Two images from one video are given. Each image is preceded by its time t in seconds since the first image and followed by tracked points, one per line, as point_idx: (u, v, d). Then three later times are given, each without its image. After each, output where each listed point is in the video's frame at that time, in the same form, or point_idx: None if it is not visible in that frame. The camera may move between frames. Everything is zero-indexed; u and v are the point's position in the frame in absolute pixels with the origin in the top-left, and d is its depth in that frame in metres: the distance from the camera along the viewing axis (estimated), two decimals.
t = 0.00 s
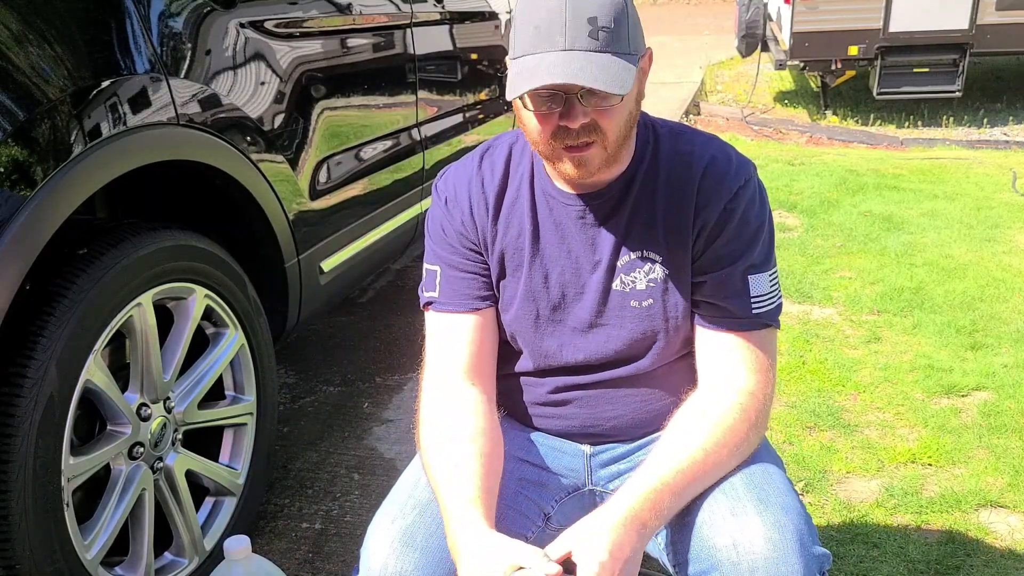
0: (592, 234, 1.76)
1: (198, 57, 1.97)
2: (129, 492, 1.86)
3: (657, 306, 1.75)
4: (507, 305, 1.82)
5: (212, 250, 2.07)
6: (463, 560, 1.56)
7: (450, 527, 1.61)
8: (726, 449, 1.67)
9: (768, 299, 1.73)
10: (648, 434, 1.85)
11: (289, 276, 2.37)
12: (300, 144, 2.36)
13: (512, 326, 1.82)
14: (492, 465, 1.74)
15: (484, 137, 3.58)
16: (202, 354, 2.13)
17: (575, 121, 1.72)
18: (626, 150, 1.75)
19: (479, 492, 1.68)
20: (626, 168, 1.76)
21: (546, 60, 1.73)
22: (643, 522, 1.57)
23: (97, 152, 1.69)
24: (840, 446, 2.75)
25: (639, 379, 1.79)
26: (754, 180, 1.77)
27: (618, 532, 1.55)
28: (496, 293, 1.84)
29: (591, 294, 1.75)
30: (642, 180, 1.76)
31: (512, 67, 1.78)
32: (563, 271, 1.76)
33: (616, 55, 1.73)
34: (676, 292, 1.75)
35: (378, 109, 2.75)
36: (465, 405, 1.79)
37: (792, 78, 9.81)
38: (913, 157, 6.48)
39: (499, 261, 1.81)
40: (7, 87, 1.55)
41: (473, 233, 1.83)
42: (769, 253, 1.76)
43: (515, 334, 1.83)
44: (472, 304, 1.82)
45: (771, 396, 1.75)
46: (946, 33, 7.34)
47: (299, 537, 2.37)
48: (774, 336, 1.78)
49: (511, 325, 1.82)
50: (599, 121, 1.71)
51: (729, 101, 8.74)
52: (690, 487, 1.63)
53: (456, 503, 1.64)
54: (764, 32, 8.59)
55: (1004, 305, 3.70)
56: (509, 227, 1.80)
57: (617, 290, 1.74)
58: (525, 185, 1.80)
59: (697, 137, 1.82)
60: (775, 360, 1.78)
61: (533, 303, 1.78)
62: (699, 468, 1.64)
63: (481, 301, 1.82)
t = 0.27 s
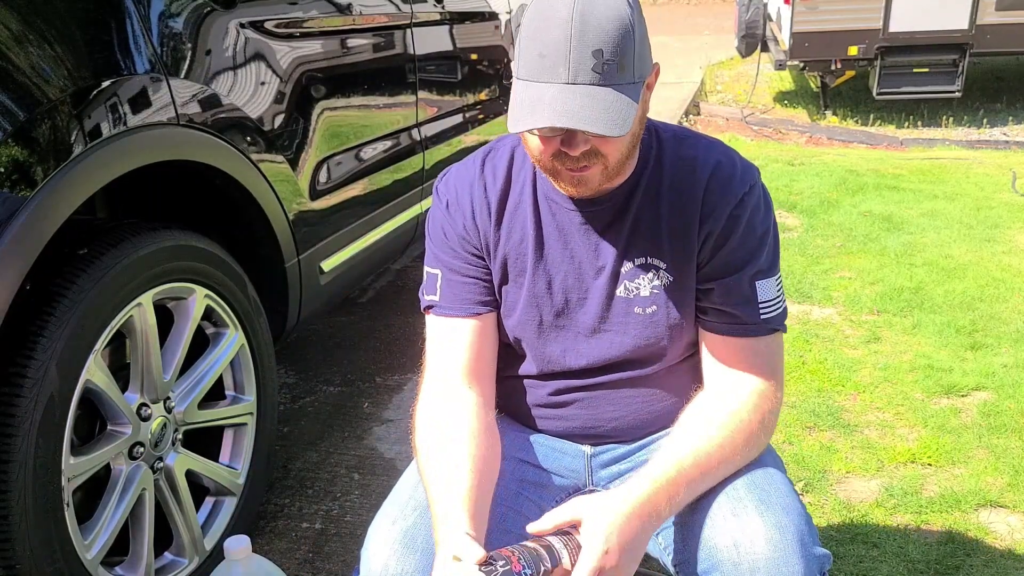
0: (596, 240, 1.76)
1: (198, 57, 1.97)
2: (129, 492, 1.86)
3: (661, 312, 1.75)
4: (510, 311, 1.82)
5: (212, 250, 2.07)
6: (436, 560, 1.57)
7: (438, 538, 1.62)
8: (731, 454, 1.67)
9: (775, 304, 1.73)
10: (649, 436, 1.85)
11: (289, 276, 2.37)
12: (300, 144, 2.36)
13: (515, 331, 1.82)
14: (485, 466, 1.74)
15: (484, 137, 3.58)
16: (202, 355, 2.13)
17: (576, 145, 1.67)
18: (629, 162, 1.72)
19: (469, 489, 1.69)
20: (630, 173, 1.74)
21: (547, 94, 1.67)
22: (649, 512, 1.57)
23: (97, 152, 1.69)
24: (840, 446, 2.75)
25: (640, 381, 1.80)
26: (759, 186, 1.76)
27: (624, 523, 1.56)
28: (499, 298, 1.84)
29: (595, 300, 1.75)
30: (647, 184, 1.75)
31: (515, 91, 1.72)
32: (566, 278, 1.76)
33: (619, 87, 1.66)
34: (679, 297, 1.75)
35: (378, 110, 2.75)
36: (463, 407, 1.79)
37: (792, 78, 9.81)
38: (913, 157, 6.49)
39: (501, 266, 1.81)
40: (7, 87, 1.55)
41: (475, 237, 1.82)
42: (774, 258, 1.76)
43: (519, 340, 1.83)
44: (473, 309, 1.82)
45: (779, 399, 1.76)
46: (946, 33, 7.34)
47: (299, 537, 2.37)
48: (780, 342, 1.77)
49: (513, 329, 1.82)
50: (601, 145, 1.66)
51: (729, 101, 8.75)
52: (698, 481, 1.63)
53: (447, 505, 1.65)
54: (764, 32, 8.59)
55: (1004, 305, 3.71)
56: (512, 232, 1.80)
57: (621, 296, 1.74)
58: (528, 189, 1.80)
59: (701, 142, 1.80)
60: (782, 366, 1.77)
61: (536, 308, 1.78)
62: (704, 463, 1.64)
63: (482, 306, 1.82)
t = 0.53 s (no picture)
0: (597, 241, 1.76)
1: (198, 57, 1.97)
2: (129, 492, 1.86)
3: (662, 313, 1.75)
4: (510, 311, 1.82)
5: (212, 250, 2.07)
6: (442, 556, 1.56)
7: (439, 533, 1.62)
8: (731, 454, 1.67)
9: (779, 305, 1.73)
10: (650, 436, 1.85)
11: (289, 276, 2.37)
12: (300, 144, 2.36)
13: (515, 331, 1.82)
14: (484, 463, 1.75)
15: (484, 137, 3.58)
16: (202, 355, 2.13)
17: (578, 150, 1.67)
18: (631, 165, 1.72)
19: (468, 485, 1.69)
20: (632, 176, 1.74)
21: (551, 97, 1.67)
22: (635, 501, 1.57)
23: (97, 152, 1.69)
24: (840, 446, 2.75)
25: (641, 382, 1.80)
26: (761, 187, 1.77)
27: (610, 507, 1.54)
28: (499, 299, 1.84)
29: (596, 300, 1.75)
30: (649, 185, 1.75)
31: (518, 93, 1.72)
32: (567, 278, 1.76)
33: (622, 93, 1.66)
34: (681, 297, 1.75)
35: (378, 110, 2.75)
36: (462, 406, 1.79)
37: (792, 78, 9.81)
38: (913, 157, 6.49)
39: (501, 266, 1.81)
40: (7, 87, 1.55)
41: (475, 238, 1.82)
42: (777, 259, 1.76)
43: (519, 340, 1.83)
44: (472, 309, 1.82)
45: (783, 402, 1.76)
46: (946, 33, 7.34)
47: (299, 537, 2.37)
48: (783, 343, 1.77)
49: (513, 330, 1.82)
50: (602, 151, 1.66)
51: (729, 101, 8.75)
52: (696, 480, 1.64)
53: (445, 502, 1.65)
54: (764, 32, 8.59)
55: (1004, 305, 3.71)
56: (512, 232, 1.80)
57: (623, 297, 1.74)
58: (529, 189, 1.80)
59: (703, 142, 1.80)
60: (785, 367, 1.77)
61: (537, 309, 1.78)
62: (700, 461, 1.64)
63: (481, 306, 1.82)
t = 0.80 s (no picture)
0: (595, 237, 1.76)
1: (198, 57, 1.97)
2: (129, 492, 1.86)
3: (660, 310, 1.74)
4: (509, 307, 1.82)
5: (212, 250, 2.07)
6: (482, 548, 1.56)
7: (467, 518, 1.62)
8: (729, 450, 1.67)
9: (777, 303, 1.73)
10: (649, 434, 1.85)
11: (289, 276, 2.37)
12: (300, 144, 2.36)
13: (513, 328, 1.82)
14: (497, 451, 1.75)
15: (484, 137, 3.58)
16: (202, 354, 2.13)
17: (577, 146, 1.67)
18: (630, 162, 1.72)
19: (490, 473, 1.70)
20: (631, 172, 1.74)
21: (549, 90, 1.67)
22: (635, 501, 1.57)
23: (97, 152, 1.69)
24: (840, 446, 2.75)
25: (640, 380, 1.80)
26: (760, 185, 1.77)
27: (608, 507, 1.54)
28: (497, 295, 1.84)
29: (594, 297, 1.75)
30: (648, 181, 1.74)
31: (516, 88, 1.72)
32: (565, 275, 1.76)
33: (620, 85, 1.67)
34: (679, 294, 1.75)
35: (378, 109, 2.75)
36: (463, 401, 1.79)
37: (792, 78, 9.81)
38: (913, 157, 6.49)
39: (499, 262, 1.81)
40: (7, 87, 1.55)
41: (473, 234, 1.82)
42: (776, 257, 1.76)
43: (517, 337, 1.83)
44: (471, 305, 1.82)
45: (780, 399, 1.76)
46: (946, 33, 7.34)
47: (299, 537, 2.37)
48: (782, 341, 1.77)
49: (511, 326, 1.82)
50: (603, 144, 1.66)
51: (729, 101, 8.75)
52: (695, 477, 1.64)
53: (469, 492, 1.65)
54: (764, 32, 8.59)
55: (1004, 305, 3.71)
56: (510, 228, 1.80)
57: (621, 293, 1.74)
58: (528, 184, 1.80)
59: (702, 140, 1.80)
60: (783, 365, 1.77)
61: (535, 305, 1.78)
62: (696, 463, 1.64)
63: (479, 302, 1.82)
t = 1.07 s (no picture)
0: (595, 237, 1.76)
1: (198, 57, 1.97)
2: (129, 492, 1.86)
3: (661, 310, 1.75)
4: (509, 308, 1.82)
5: (212, 250, 2.07)
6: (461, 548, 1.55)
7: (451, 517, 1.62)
8: (730, 450, 1.68)
9: (776, 303, 1.73)
10: (649, 434, 1.85)
11: (289, 276, 2.37)
12: (300, 144, 2.36)
13: (513, 329, 1.82)
14: (491, 454, 1.75)
15: (484, 137, 3.58)
16: (202, 354, 2.13)
17: (572, 145, 1.67)
18: (628, 163, 1.71)
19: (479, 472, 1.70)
20: (628, 172, 1.74)
21: (544, 90, 1.67)
22: (643, 503, 1.57)
23: (97, 152, 1.69)
24: (840, 446, 2.75)
25: (640, 379, 1.80)
26: (759, 184, 1.77)
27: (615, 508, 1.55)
28: (497, 295, 1.84)
29: (595, 297, 1.75)
30: (648, 181, 1.75)
31: (512, 87, 1.73)
32: (565, 275, 1.76)
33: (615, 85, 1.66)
34: (680, 294, 1.75)
35: (378, 109, 2.75)
36: (462, 402, 1.80)
37: (792, 78, 9.81)
38: (913, 157, 6.49)
39: (500, 263, 1.81)
40: (7, 87, 1.55)
41: (473, 235, 1.82)
42: (776, 257, 1.76)
43: (518, 337, 1.83)
44: (471, 307, 1.82)
45: (779, 399, 1.76)
46: (946, 33, 7.34)
47: (299, 536, 2.37)
48: (781, 340, 1.77)
49: (512, 327, 1.82)
50: (597, 144, 1.66)
51: (729, 101, 8.75)
52: (696, 477, 1.63)
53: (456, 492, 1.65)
54: (764, 32, 8.59)
55: (1004, 305, 3.71)
56: (510, 228, 1.80)
57: (621, 294, 1.74)
58: (528, 185, 1.80)
59: (701, 140, 1.80)
60: (782, 364, 1.78)
61: (535, 306, 1.78)
62: (698, 461, 1.64)
63: (479, 303, 1.82)
